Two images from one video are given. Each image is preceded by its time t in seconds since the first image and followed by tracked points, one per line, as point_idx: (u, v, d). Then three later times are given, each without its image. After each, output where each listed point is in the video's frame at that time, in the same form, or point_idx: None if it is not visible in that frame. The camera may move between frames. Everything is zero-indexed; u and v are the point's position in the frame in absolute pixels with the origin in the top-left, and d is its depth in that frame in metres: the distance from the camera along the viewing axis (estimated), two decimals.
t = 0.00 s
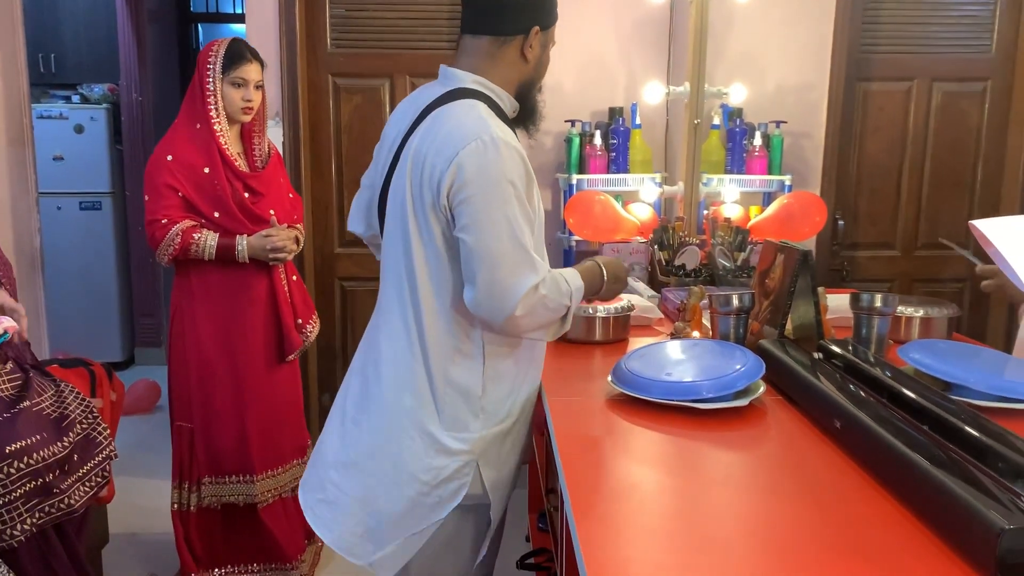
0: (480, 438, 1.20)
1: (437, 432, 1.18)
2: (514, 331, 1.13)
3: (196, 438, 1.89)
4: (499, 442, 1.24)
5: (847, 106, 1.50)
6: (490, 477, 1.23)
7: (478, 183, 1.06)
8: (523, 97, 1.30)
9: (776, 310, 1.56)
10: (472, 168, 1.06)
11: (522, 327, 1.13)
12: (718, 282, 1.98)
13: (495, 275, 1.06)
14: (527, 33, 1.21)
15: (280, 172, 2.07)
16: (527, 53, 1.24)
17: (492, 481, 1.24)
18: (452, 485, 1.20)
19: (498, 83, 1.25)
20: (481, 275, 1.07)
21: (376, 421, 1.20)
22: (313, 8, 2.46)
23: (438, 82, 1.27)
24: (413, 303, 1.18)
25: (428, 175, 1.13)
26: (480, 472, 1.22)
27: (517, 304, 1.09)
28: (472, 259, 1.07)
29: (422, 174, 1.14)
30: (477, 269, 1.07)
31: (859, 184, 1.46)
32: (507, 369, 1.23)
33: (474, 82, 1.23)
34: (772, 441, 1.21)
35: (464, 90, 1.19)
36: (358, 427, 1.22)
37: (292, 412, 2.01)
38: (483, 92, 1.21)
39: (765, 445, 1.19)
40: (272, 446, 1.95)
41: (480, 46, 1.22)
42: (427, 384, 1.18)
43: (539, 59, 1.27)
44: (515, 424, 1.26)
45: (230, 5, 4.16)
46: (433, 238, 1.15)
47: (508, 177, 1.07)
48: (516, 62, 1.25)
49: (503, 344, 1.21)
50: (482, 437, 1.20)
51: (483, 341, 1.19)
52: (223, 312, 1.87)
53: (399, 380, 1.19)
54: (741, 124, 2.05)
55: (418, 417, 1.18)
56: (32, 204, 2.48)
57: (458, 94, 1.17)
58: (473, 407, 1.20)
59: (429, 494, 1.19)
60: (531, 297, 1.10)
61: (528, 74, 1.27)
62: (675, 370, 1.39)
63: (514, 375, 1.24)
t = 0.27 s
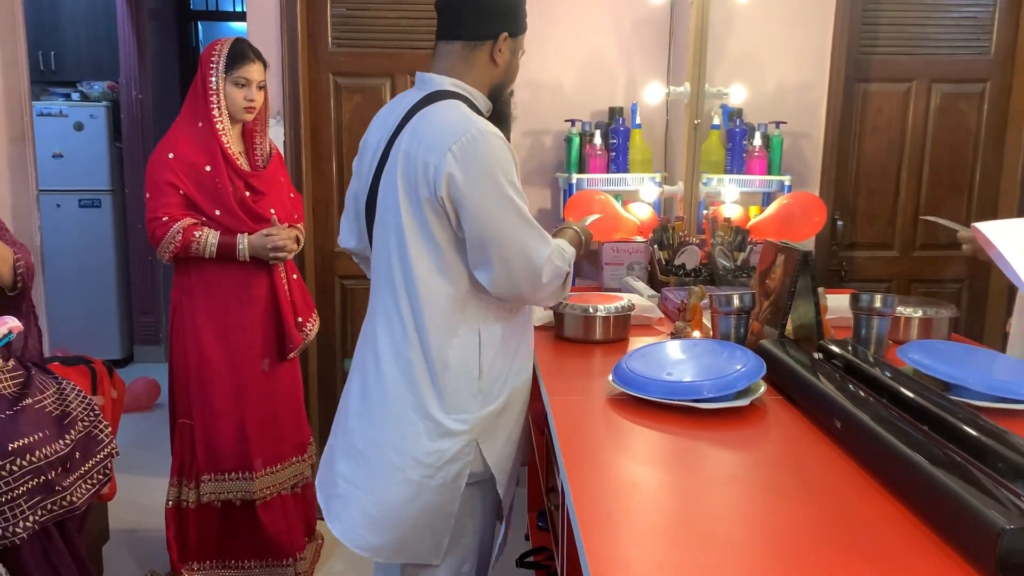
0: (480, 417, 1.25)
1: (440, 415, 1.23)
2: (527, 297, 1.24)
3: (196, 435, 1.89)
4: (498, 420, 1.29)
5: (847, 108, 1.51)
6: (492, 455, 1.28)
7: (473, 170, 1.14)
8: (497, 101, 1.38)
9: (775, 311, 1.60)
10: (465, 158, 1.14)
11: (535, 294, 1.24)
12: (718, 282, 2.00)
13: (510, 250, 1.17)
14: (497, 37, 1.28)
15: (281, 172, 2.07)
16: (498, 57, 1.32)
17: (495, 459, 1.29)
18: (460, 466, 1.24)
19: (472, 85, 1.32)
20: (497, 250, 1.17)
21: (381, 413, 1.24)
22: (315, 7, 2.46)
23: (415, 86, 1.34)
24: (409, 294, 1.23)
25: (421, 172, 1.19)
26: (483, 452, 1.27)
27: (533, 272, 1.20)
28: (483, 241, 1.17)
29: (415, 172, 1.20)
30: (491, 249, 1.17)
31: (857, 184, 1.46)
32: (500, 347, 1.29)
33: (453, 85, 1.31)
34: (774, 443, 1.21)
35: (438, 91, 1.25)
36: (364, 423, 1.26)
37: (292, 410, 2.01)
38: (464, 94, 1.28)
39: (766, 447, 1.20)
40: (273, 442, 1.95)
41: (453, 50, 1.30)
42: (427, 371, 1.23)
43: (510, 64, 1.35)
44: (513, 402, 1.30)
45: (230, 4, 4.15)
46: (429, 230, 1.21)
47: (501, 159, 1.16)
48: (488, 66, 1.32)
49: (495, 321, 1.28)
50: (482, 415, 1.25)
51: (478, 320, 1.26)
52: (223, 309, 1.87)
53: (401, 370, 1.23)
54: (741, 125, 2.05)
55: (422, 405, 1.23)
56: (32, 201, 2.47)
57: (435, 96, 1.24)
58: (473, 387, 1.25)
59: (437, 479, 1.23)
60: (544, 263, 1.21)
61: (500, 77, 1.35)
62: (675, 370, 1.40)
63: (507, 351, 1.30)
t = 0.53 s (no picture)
0: (485, 390, 1.42)
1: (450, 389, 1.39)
2: (508, 290, 1.39)
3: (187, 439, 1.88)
4: (500, 393, 1.45)
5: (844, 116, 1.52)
6: (496, 426, 1.45)
7: (470, 167, 1.32)
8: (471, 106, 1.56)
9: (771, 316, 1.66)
10: (462, 157, 1.32)
11: (513, 285, 1.38)
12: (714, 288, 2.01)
13: (500, 238, 1.33)
14: (467, 49, 1.49)
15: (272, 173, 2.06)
16: (468, 66, 1.51)
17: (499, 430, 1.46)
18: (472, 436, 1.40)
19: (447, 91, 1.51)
20: (490, 240, 1.33)
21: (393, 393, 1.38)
22: (315, 11, 2.47)
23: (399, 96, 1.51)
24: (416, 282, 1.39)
25: (422, 171, 1.35)
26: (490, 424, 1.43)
27: (518, 263, 1.36)
28: (476, 232, 1.33)
29: (416, 171, 1.36)
30: (482, 240, 1.33)
31: (857, 193, 1.47)
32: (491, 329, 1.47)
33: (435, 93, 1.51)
34: (760, 451, 1.21)
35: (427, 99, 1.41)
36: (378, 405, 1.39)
37: (284, 413, 2.01)
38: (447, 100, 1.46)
39: (758, 455, 1.18)
40: (264, 445, 1.95)
41: (429, 62, 1.51)
42: (436, 350, 1.39)
43: (482, 73, 1.54)
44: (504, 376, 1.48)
45: (232, 8, 4.17)
46: (430, 224, 1.38)
47: (493, 159, 1.34)
48: (461, 75, 1.52)
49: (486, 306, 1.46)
50: (489, 388, 1.42)
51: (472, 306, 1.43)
52: (216, 312, 1.86)
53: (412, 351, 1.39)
54: (738, 130, 2.06)
55: (432, 382, 1.39)
56: (32, 202, 2.48)
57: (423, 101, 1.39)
58: (475, 363, 1.42)
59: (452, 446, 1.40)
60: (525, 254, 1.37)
61: (472, 85, 1.55)
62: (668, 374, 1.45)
63: (494, 333, 1.48)
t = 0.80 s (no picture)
0: (481, 378, 1.53)
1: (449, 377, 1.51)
2: (499, 284, 1.50)
3: (173, 446, 1.86)
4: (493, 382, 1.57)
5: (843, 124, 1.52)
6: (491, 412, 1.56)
7: (470, 167, 1.44)
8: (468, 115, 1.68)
9: (766, 323, 1.70)
10: (465, 158, 1.44)
11: (505, 279, 1.50)
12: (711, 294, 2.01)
13: (496, 233, 1.45)
14: (471, 61, 1.61)
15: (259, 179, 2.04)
16: (469, 76, 1.64)
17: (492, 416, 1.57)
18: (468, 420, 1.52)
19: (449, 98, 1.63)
20: (489, 235, 1.45)
21: (394, 378, 1.50)
22: (312, 15, 2.47)
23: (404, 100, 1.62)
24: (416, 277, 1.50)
25: (426, 167, 1.47)
26: (485, 411, 1.54)
27: (510, 257, 1.48)
28: (476, 226, 1.45)
29: (420, 169, 1.47)
30: (482, 232, 1.44)
31: (855, 198, 1.47)
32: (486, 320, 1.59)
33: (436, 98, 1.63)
34: (746, 464, 1.19)
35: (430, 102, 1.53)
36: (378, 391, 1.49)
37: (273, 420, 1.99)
38: (448, 104, 1.59)
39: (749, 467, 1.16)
40: (251, 451, 1.93)
41: (431, 70, 1.63)
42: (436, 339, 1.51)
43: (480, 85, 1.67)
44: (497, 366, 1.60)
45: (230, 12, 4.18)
46: (433, 220, 1.49)
47: (493, 162, 1.47)
48: (462, 84, 1.64)
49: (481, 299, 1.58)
50: (484, 376, 1.54)
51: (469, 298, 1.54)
52: (204, 316, 1.85)
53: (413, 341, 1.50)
54: (736, 136, 2.05)
55: (433, 365, 1.51)
56: (27, 205, 2.48)
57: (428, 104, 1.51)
58: (470, 353, 1.54)
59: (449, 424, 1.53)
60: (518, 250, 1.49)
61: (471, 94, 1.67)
62: (664, 378, 1.53)
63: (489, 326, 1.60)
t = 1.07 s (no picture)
0: (469, 389, 1.45)
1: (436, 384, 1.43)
2: (495, 292, 1.42)
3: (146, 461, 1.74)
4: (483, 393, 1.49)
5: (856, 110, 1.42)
6: (477, 424, 1.47)
7: (473, 167, 1.36)
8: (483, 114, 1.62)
9: (774, 327, 1.61)
10: (469, 157, 1.36)
11: (502, 287, 1.42)
12: (717, 296, 1.91)
13: (498, 237, 1.37)
14: (485, 57, 1.55)
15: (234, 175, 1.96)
16: (483, 74, 1.57)
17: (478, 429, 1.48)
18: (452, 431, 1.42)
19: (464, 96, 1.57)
20: (489, 240, 1.37)
21: (376, 378, 1.42)
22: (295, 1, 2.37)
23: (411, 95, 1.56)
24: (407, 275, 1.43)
25: (428, 164, 1.39)
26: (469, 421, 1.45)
27: (510, 265, 1.40)
28: (477, 228, 1.37)
29: (422, 164, 1.40)
30: (483, 235, 1.37)
31: (869, 197, 1.37)
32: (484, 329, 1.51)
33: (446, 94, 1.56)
34: (748, 485, 1.09)
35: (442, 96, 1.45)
36: (356, 390, 1.42)
37: (248, 430, 1.89)
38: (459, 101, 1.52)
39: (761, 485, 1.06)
40: (227, 464, 1.83)
41: (446, 64, 1.57)
42: (425, 343, 1.43)
43: (495, 83, 1.60)
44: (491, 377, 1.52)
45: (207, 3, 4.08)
46: (431, 218, 1.42)
47: (500, 165, 1.39)
48: (475, 82, 1.58)
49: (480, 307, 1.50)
50: (472, 386, 1.45)
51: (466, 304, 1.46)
52: (177, 322, 1.74)
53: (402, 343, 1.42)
54: (744, 130, 1.95)
55: (420, 370, 1.42)
56: None
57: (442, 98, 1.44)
58: (460, 361, 1.45)
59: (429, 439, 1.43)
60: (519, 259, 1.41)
61: (485, 92, 1.60)
62: (666, 384, 1.46)
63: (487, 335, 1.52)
